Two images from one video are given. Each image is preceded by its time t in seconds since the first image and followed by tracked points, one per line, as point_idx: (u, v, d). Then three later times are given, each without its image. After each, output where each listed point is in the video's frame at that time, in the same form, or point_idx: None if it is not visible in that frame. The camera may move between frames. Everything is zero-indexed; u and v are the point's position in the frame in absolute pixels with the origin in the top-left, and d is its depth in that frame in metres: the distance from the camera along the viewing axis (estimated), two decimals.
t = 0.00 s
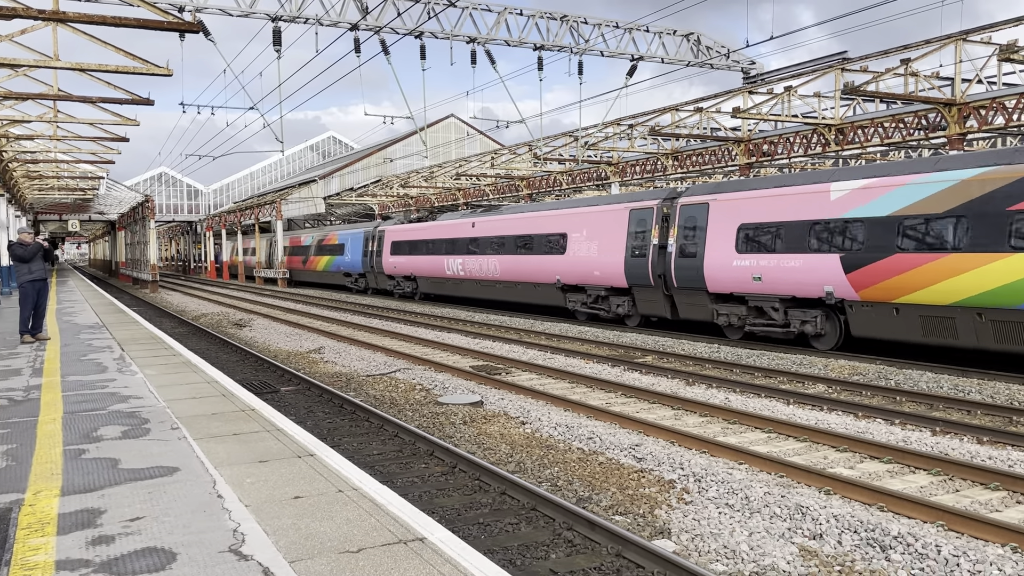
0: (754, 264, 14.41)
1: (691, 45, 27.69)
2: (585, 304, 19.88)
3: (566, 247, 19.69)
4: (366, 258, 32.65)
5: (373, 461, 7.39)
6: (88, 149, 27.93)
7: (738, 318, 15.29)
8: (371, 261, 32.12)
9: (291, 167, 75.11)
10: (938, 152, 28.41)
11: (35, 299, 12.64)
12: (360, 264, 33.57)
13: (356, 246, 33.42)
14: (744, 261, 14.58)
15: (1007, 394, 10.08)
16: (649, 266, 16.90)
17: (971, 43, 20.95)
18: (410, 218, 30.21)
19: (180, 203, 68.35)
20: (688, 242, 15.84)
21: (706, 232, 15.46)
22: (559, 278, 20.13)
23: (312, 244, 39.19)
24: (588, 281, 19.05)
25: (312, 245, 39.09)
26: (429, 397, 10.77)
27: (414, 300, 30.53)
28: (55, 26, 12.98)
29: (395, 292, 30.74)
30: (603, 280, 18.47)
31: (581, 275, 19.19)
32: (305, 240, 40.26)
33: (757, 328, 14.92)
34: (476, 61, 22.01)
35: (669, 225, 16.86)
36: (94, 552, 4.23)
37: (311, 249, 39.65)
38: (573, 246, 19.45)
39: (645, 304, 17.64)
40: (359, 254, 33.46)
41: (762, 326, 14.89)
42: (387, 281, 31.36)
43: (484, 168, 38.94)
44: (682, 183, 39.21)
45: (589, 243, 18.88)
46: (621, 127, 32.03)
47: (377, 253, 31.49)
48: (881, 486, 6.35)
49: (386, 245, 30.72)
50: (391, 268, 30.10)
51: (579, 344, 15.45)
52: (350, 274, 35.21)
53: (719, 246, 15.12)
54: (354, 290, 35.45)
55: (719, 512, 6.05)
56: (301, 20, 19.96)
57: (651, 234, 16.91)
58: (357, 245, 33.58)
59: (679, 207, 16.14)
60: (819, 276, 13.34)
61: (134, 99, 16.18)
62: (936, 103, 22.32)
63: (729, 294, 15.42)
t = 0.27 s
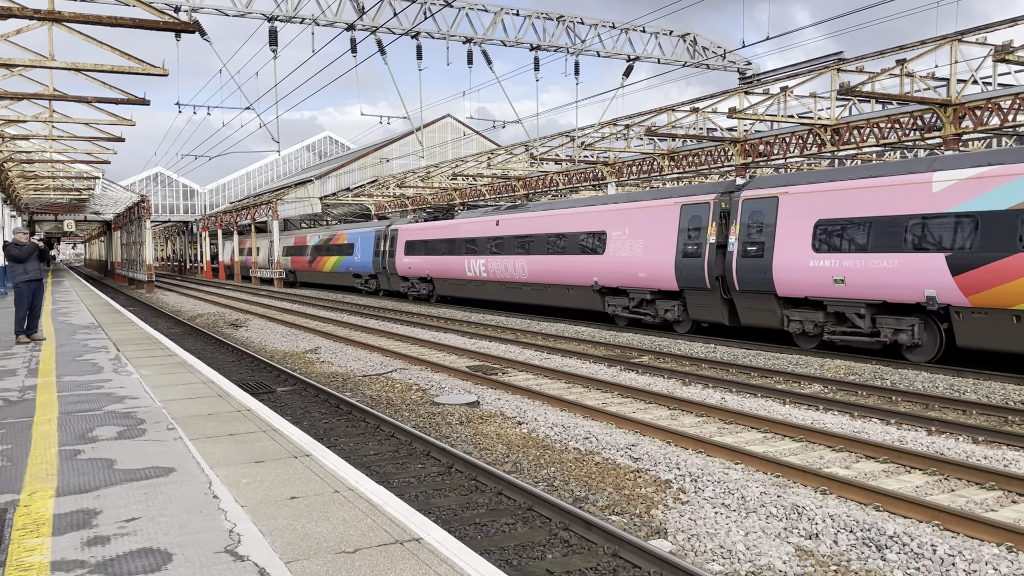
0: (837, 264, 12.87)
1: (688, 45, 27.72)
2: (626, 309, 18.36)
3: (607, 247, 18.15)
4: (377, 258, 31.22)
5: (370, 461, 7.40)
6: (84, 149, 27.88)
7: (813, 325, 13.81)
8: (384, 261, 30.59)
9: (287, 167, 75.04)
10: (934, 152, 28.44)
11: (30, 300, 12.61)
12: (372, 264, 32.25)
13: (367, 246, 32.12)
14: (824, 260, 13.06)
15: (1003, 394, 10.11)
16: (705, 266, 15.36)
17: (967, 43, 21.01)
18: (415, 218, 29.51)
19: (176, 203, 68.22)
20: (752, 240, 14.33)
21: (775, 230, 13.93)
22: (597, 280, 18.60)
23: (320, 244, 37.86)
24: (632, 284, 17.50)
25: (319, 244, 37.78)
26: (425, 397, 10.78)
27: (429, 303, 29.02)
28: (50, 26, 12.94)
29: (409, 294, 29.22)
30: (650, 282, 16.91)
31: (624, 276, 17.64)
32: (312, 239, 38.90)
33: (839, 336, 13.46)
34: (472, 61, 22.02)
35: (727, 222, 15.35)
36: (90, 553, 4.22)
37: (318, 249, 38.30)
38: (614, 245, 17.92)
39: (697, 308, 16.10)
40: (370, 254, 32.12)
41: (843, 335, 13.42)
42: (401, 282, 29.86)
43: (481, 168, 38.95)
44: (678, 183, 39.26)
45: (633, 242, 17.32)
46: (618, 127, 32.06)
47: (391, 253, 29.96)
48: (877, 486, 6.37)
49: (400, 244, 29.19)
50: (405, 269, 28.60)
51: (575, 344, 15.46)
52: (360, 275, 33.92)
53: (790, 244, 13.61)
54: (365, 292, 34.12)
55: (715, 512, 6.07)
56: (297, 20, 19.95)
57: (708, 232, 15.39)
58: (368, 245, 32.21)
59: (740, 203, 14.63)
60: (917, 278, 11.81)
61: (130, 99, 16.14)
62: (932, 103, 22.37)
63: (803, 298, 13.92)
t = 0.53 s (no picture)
0: (944, 266, 11.41)
1: (684, 45, 27.75)
2: (676, 314, 16.79)
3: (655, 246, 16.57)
4: (390, 258, 29.78)
5: (366, 460, 7.41)
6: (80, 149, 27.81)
7: (909, 334, 12.35)
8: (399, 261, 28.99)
9: (284, 167, 75.00)
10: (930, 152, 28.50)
11: (26, 300, 12.58)
12: (384, 264, 30.86)
13: (379, 246, 30.73)
14: (926, 261, 11.62)
15: (999, 394, 10.13)
16: (776, 267, 13.87)
17: (962, 44, 21.07)
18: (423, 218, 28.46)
19: (172, 203, 68.09)
20: (835, 238, 12.91)
21: (861, 228, 12.51)
22: (643, 282, 17.04)
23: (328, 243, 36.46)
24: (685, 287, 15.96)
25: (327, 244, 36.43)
26: (422, 397, 10.78)
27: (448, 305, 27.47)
28: (46, 26, 12.91)
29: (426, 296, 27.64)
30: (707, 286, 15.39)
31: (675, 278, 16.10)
32: (319, 238, 37.50)
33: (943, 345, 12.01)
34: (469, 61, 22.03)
35: (800, 217, 13.85)
36: (86, 553, 4.22)
37: (326, 249, 36.90)
38: (662, 244, 16.37)
39: (765, 314, 14.61)
40: (382, 254, 30.70)
41: (947, 346, 12.08)
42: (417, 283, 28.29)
43: (478, 168, 38.97)
44: (675, 183, 39.32)
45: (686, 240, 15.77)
46: (614, 127, 32.09)
47: (406, 253, 28.37)
48: (874, 486, 6.38)
49: (416, 244, 27.62)
50: (421, 270, 27.03)
51: (572, 344, 15.48)
52: (370, 275, 32.54)
53: (879, 243, 12.23)
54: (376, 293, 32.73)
55: (712, 512, 6.07)
56: (293, 20, 19.95)
57: (777, 229, 13.88)
58: (380, 244, 30.82)
59: (819, 196, 13.22)
60: (975, 280, 11.07)
61: (126, 99, 16.09)
62: (928, 103, 22.44)
63: (897, 305, 12.44)
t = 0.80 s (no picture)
0: None
1: (682, 46, 27.79)
2: (739, 320, 15.29)
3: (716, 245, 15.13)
4: (407, 258, 28.29)
5: (363, 461, 7.41)
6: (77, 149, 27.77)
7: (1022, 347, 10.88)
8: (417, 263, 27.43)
9: (282, 167, 74.96)
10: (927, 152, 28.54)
11: (23, 300, 12.56)
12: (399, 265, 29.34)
13: (394, 245, 29.23)
14: None
15: (995, 394, 10.15)
16: (865, 267, 12.45)
17: (959, 44, 21.10)
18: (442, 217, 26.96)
19: (169, 203, 68.04)
20: (940, 235, 11.52)
21: (969, 221, 11.12)
22: (699, 284, 15.64)
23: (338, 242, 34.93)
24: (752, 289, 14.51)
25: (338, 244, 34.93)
26: (420, 397, 10.79)
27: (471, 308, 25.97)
28: (43, 26, 12.88)
29: (447, 299, 26.11)
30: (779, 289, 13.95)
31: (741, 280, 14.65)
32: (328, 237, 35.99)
33: None
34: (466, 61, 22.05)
35: (893, 212, 12.44)
36: (83, 554, 4.22)
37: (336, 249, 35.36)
38: (724, 242, 14.94)
39: (846, 320, 13.16)
40: (397, 253, 29.27)
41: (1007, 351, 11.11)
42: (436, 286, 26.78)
43: (475, 169, 38.98)
44: (673, 183, 39.35)
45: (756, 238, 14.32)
46: (612, 128, 32.11)
47: (425, 254, 26.86)
48: (871, 485, 6.39)
49: (435, 244, 26.20)
50: (441, 270, 25.58)
51: (570, 344, 15.49)
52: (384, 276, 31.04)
53: (992, 238, 10.81)
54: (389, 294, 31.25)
55: (709, 512, 6.08)
56: (291, 20, 19.93)
57: (867, 225, 12.46)
58: (394, 244, 29.33)
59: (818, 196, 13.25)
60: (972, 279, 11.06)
61: (123, 99, 16.06)
62: (925, 104, 22.48)
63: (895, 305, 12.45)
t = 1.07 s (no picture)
0: None
1: (679, 46, 27.84)
2: (817, 328, 13.73)
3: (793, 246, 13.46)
4: (425, 258, 26.57)
5: (361, 461, 7.40)
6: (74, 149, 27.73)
7: None
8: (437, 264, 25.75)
9: (280, 167, 74.94)
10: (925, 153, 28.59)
11: (20, 300, 12.54)
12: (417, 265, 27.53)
13: (411, 244, 27.49)
14: None
15: (993, 394, 10.17)
16: (916, 268, 11.58)
17: (957, 45, 21.14)
18: (463, 213, 25.28)
19: (167, 203, 67.98)
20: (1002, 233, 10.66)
21: None
22: (768, 287, 14.03)
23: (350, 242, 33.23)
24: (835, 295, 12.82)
25: (350, 244, 33.24)
26: (418, 397, 10.79)
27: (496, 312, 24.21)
28: (41, 26, 12.86)
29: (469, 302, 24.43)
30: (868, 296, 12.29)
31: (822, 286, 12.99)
32: (338, 236, 34.27)
33: None
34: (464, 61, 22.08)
35: (1017, 205, 10.77)
36: (80, 554, 4.21)
37: (347, 249, 33.66)
38: (802, 241, 13.31)
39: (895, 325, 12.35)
40: (413, 253, 27.50)
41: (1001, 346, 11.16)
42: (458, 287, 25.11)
43: (474, 169, 39.01)
44: (670, 184, 39.39)
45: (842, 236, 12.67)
46: (610, 128, 32.14)
47: (445, 253, 25.19)
48: (868, 485, 6.40)
49: (456, 243, 24.63)
50: (463, 272, 23.97)
51: (568, 344, 15.50)
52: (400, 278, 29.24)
53: None
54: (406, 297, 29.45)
55: (707, 512, 6.09)
56: (289, 19, 19.93)
57: (984, 220, 10.86)
58: (411, 242, 27.58)
59: (815, 196, 13.25)
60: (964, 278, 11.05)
61: (121, 99, 16.03)
62: (922, 104, 22.53)
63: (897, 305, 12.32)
